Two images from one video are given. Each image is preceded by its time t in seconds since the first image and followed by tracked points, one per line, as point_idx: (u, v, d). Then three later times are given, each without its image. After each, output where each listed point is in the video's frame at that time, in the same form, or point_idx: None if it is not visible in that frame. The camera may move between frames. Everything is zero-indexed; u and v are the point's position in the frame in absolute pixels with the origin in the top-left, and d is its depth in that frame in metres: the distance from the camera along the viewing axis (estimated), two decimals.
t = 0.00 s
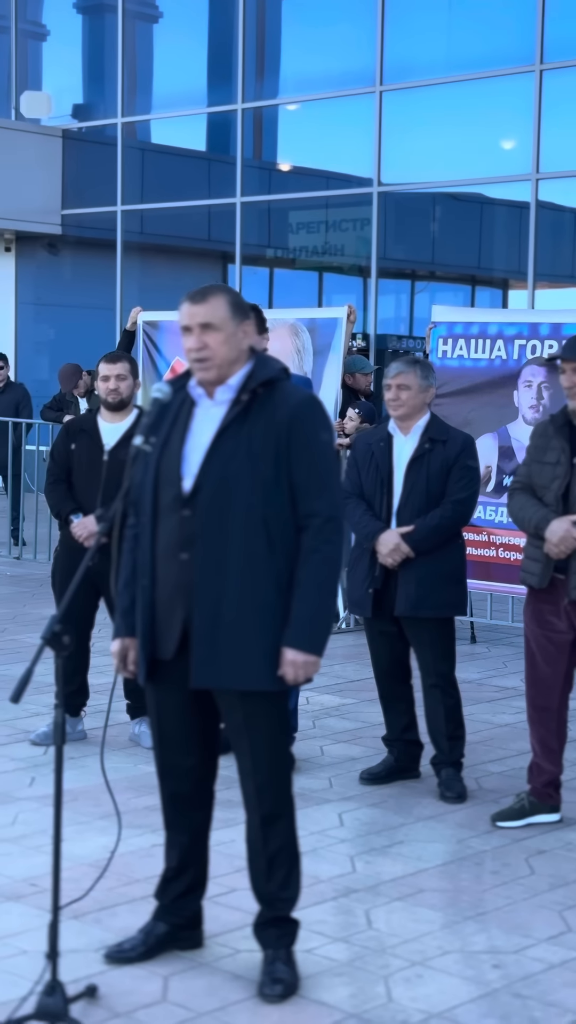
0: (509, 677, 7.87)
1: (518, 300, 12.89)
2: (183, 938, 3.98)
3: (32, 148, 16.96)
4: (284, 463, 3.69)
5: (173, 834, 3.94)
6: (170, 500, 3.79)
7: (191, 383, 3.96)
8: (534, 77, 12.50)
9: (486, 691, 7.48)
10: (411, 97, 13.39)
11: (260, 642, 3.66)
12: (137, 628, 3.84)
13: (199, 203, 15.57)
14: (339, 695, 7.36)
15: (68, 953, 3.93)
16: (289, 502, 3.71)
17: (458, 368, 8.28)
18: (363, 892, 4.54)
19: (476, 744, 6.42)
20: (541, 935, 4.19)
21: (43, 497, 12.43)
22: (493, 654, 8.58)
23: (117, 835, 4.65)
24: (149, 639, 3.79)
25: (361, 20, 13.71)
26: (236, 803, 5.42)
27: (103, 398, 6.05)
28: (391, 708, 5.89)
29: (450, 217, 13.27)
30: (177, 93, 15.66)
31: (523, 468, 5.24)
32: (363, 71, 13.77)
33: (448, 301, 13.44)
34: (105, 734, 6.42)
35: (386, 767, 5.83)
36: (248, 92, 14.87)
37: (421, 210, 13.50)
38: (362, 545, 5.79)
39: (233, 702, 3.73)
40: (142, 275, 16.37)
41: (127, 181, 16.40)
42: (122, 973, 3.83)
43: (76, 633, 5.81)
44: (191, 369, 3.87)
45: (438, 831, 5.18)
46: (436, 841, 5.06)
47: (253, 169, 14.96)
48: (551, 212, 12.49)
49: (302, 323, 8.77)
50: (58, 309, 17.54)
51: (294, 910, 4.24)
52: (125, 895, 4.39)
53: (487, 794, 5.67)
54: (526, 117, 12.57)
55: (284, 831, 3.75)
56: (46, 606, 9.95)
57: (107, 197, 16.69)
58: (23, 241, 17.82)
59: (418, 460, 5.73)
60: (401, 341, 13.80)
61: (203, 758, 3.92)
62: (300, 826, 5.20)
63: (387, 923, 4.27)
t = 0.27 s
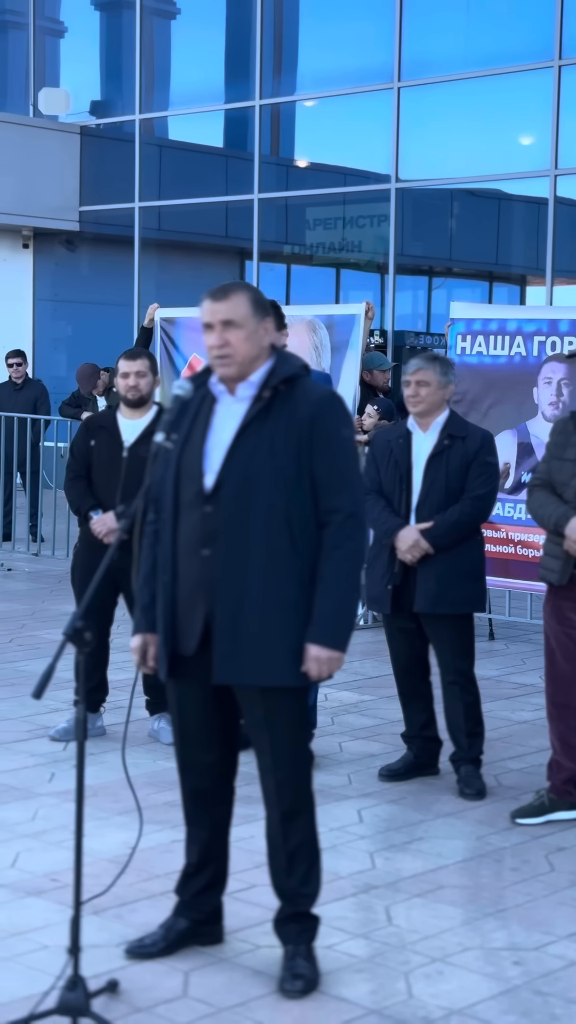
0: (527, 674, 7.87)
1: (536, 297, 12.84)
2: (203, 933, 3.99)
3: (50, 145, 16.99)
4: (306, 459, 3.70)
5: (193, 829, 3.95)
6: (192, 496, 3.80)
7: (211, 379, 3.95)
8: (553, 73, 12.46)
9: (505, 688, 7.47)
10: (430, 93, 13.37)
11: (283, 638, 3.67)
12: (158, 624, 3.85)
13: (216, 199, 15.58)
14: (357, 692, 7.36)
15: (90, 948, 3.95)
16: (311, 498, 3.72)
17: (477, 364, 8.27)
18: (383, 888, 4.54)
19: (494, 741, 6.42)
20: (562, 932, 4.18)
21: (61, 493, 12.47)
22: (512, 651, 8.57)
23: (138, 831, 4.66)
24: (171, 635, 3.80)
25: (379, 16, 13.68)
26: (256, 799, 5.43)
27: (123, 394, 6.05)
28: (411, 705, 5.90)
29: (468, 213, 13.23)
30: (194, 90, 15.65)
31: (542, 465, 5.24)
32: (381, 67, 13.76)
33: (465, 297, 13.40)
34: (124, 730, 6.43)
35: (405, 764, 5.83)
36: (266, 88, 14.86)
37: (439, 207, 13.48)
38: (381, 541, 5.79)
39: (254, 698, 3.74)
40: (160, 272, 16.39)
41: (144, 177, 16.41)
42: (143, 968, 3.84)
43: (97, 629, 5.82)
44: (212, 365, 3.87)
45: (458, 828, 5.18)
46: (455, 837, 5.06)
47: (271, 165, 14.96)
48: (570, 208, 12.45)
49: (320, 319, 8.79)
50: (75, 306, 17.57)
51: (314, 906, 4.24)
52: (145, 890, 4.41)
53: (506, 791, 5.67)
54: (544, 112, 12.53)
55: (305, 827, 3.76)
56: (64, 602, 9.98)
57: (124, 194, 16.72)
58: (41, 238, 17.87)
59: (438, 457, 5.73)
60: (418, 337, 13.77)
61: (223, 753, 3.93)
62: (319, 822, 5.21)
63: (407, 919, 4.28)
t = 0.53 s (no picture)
0: (541, 673, 7.84)
1: (550, 294, 12.77)
2: (217, 931, 3.98)
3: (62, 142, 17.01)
4: (323, 455, 3.68)
5: (208, 827, 3.94)
6: (208, 492, 3.79)
7: (227, 376, 3.94)
8: (567, 69, 12.43)
9: (519, 687, 7.44)
10: (444, 89, 13.35)
11: (300, 635, 3.66)
12: (173, 621, 3.84)
13: (228, 196, 15.57)
14: (371, 690, 7.35)
15: (104, 946, 3.94)
16: (328, 495, 3.70)
17: (495, 362, 8.26)
18: (398, 886, 4.53)
19: (509, 740, 6.40)
20: None
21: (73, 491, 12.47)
22: (525, 649, 8.54)
23: (153, 828, 4.66)
24: (186, 632, 3.79)
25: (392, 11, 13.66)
26: (270, 797, 5.42)
27: (136, 391, 6.04)
28: (425, 702, 5.88)
29: (482, 209, 13.19)
30: (206, 86, 15.64)
31: (559, 461, 5.19)
32: (394, 63, 13.74)
33: (479, 294, 13.37)
34: (138, 728, 6.43)
35: (419, 762, 5.82)
36: (278, 84, 14.84)
37: (452, 203, 13.45)
38: (395, 539, 5.77)
39: (270, 695, 3.73)
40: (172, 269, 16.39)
41: (156, 174, 16.41)
42: (158, 966, 3.83)
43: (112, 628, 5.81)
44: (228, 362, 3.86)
45: (473, 827, 5.16)
46: (470, 836, 5.05)
47: (283, 162, 14.94)
48: None
49: (333, 316, 8.79)
50: (87, 303, 17.58)
51: (329, 905, 4.23)
52: (161, 888, 4.40)
53: (521, 790, 5.65)
54: (559, 108, 12.50)
55: (321, 824, 3.75)
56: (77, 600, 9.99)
57: (137, 191, 16.72)
58: (52, 234, 17.88)
59: (452, 454, 5.71)
60: (432, 334, 13.73)
61: (238, 752, 3.92)
62: (333, 821, 5.19)
63: (422, 918, 4.26)
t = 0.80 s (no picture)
0: (551, 673, 7.81)
1: (560, 292, 12.66)
2: (228, 933, 3.96)
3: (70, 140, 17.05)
4: (333, 454, 3.67)
5: (219, 828, 3.93)
6: (218, 492, 3.78)
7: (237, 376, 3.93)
8: None
9: (530, 688, 7.42)
10: (453, 87, 13.34)
11: (311, 634, 3.65)
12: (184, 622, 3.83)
13: (237, 194, 15.56)
14: (381, 690, 7.34)
15: (114, 947, 3.93)
16: (339, 494, 3.69)
17: (504, 361, 8.24)
18: (409, 887, 4.51)
19: (519, 742, 6.37)
20: None
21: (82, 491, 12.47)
22: (536, 650, 8.52)
23: (163, 828, 4.65)
24: (197, 632, 3.78)
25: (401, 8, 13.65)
26: (280, 798, 5.41)
27: (145, 391, 6.04)
28: (435, 703, 5.85)
29: (492, 207, 13.15)
30: (214, 84, 15.63)
31: (570, 462, 5.18)
32: (404, 60, 13.73)
33: (488, 292, 13.28)
34: (148, 729, 6.42)
35: (430, 763, 5.79)
36: (287, 81, 14.83)
37: (462, 201, 13.41)
38: (404, 538, 5.75)
39: (281, 696, 3.71)
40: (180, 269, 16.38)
41: (165, 173, 16.41)
42: (168, 967, 3.82)
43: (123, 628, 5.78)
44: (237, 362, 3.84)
45: (483, 828, 5.14)
46: (481, 837, 5.03)
47: (292, 160, 14.93)
48: None
49: (344, 315, 8.84)
50: (95, 301, 17.58)
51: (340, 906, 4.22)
52: (171, 889, 4.39)
53: (532, 791, 5.63)
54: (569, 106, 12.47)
55: (332, 825, 3.73)
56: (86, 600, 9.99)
57: (145, 190, 16.72)
58: (61, 234, 17.89)
59: (462, 454, 5.68)
60: (441, 332, 13.65)
61: (250, 753, 3.91)
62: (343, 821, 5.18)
63: (433, 919, 4.25)
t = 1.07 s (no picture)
0: (556, 674, 7.81)
1: (565, 292, 12.71)
2: (235, 932, 3.96)
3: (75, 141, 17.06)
4: (341, 454, 3.68)
5: (225, 828, 3.93)
6: (226, 491, 3.79)
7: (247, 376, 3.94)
8: None
9: (535, 688, 7.42)
10: (459, 87, 13.34)
11: (316, 634, 3.65)
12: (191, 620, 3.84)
13: (241, 195, 15.57)
14: (387, 691, 7.34)
15: (121, 946, 3.93)
16: (346, 495, 3.70)
17: (510, 361, 8.25)
18: (415, 887, 4.51)
19: (525, 742, 6.37)
20: None
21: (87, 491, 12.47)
22: (541, 650, 8.51)
23: (171, 828, 4.66)
24: (203, 631, 3.78)
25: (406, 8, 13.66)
26: (286, 797, 5.41)
27: (150, 391, 6.05)
28: (441, 704, 5.85)
29: (497, 207, 13.16)
30: (219, 85, 15.64)
31: None
32: (410, 60, 13.73)
33: (493, 292, 13.28)
34: (154, 728, 6.42)
35: (436, 763, 5.80)
36: (292, 81, 14.85)
37: (467, 201, 13.42)
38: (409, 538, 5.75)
39: (286, 695, 3.72)
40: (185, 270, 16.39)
41: (169, 173, 16.43)
42: (175, 966, 3.82)
43: (131, 629, 5.78)
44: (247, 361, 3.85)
45: (490, 828, 5.14)
46: (488, 837, 5.03)
47: (297, 160, 14.93)
48: None
49: (349, 316, 8.86)
50: (100, 301, 17.59)
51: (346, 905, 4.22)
52: (177, 888, 4.40)
53: (539, 792, 5.63)
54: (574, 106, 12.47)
55: (338, 825, 3.73)
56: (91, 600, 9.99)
57: (150, 190, 16.74)
58: (65, 234, 17.92)
59: (468, 454, 5.68)
60: (446, 333, 13.64)
61: (257, 752, 3.91)
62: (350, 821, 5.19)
63: (440, 918, 4.25)
